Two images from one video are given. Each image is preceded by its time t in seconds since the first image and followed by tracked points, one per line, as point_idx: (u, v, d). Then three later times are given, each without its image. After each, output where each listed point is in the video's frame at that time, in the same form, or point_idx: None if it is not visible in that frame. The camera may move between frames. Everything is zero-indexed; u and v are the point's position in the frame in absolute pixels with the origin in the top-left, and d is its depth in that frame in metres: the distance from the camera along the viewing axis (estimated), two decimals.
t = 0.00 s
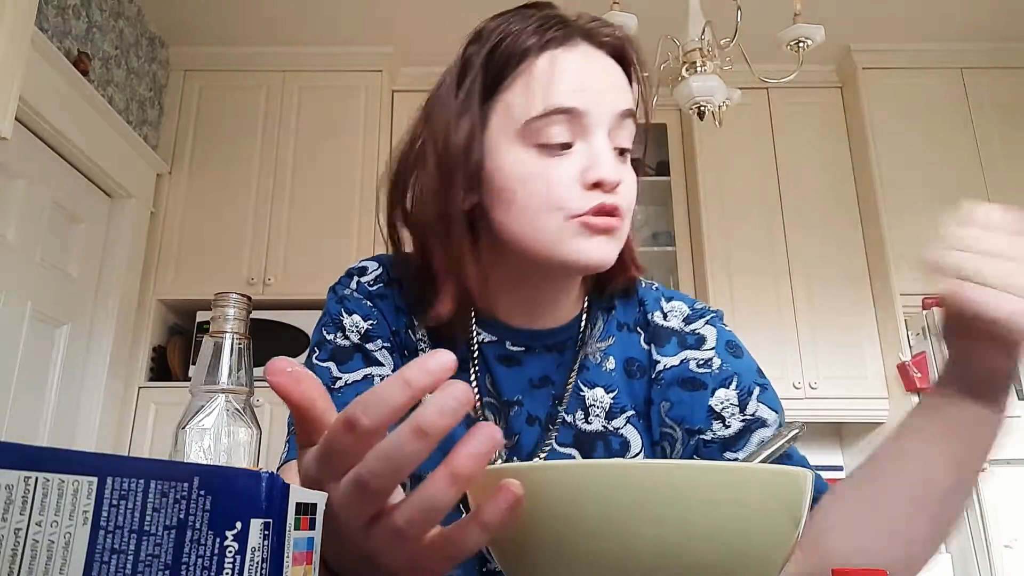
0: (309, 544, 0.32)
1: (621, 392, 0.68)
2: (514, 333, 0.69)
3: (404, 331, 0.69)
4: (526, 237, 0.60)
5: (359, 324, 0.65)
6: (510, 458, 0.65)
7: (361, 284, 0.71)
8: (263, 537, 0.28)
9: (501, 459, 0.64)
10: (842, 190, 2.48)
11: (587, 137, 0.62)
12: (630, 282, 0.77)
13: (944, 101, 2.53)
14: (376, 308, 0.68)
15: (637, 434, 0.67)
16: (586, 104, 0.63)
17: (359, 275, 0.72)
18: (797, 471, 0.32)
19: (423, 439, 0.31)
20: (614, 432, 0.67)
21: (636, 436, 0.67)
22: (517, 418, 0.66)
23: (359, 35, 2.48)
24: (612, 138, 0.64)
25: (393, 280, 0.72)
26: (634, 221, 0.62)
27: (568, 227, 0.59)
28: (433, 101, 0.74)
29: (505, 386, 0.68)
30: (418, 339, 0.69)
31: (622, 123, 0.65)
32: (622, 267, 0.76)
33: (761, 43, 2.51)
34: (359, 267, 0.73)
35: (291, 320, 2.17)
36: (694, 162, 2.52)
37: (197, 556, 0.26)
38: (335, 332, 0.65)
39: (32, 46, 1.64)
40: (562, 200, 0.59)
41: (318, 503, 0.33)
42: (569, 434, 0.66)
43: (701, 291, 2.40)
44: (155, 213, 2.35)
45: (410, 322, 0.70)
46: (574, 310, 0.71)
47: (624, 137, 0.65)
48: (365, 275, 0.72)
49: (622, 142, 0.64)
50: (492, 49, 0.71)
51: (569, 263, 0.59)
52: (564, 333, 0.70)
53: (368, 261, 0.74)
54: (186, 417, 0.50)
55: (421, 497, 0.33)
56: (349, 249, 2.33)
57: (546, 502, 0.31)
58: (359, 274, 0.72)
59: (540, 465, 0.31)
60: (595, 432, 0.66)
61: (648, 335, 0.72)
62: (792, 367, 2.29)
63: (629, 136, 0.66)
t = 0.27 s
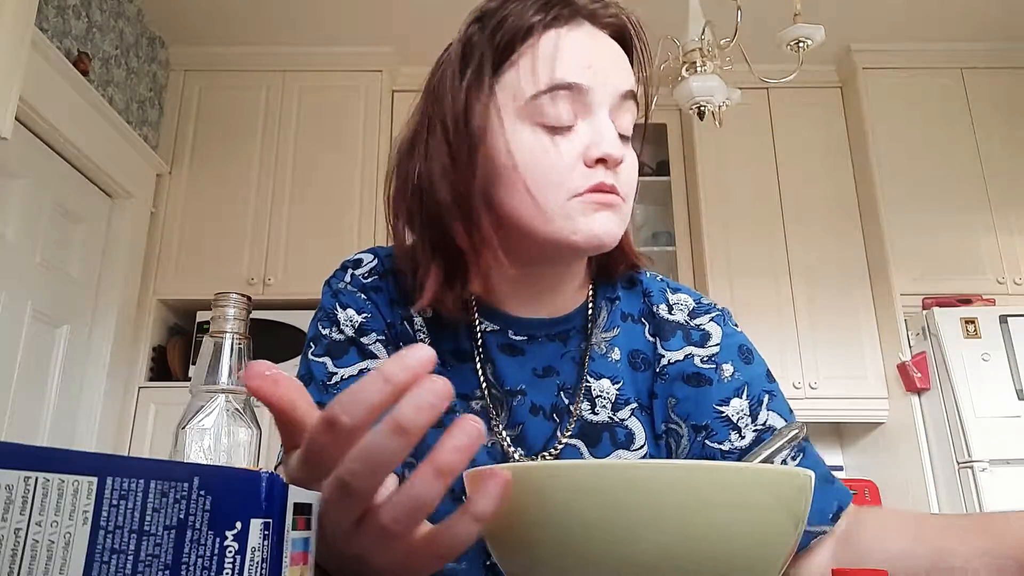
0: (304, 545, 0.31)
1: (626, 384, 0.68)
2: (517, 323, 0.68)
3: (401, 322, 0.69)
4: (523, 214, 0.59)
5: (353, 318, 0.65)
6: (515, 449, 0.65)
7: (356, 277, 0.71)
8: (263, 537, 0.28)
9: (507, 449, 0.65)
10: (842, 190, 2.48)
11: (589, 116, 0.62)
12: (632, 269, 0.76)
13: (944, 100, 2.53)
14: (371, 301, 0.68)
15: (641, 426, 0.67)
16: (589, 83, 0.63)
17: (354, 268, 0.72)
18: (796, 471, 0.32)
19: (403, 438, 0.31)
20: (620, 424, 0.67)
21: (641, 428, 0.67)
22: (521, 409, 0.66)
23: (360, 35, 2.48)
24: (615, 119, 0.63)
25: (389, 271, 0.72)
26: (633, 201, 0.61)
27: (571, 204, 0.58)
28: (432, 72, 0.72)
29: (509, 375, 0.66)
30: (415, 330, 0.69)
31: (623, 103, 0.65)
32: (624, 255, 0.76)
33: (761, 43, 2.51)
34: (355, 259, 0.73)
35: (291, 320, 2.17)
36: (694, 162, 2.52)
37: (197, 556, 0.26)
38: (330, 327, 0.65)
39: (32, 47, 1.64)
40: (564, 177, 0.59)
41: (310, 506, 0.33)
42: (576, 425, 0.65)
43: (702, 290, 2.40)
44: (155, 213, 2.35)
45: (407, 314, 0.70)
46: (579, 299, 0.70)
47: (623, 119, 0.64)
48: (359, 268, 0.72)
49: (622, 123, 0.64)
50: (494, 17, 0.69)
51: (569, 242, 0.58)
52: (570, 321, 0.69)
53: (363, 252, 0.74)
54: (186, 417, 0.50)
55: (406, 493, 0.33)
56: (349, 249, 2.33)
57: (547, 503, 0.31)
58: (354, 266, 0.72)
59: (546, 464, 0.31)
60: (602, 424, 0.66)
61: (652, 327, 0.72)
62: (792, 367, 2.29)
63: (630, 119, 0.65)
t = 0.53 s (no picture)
0: (310, 544, 0.32)
1: (627, 391, 0.68)
2: (517, 329, 0.69)
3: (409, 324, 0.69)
4: (482, 230, 0.60)
5: (359, 317, 0.65)
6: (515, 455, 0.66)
7: (362, 278, 0.71)
8: (263, 537, 0.28)
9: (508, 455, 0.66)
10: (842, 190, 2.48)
11: (534, 125, 0.60)
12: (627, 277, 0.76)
13: (944, 100, 2.53)
14: (376, 301, 0.68)
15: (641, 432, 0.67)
16: (531, 91, 0.61)
17: (359, 268, 0.72)
18: (794, 471, 0.32)
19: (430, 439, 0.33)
20: (621, 430, 0.66)
21: (641, 436, 0.66)
22: (521, 414, 0.67)
23: (360, 35, 2.48)
24: (569, 122, 0.61)
25: (394, 272, 0.72)
26: (592, 205, 0.59)
27: (512, 218, 0.57)
28: (416, 98, 0.74)
29: (510, 380, 0.68)
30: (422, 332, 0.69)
31: (576, 103, 0.61)
32: (623, 260, 0.75)
33: (761, 43, 2.51)
34: (361, 259, 0.73)
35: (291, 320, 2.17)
36: (694, 162, 2.52)
37: (197, 556, 0.26)
38: (335, 326, 0.65)
39: (32, 47, 1.64)
40: (505, 192, 0.58)
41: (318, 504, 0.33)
42: (577, 431, 0.66)
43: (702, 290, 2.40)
44: (155, 213, 2.35)
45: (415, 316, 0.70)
46: (579, 305, 0.71)
47: (578, 120, 0.61)
48: (365, 269, 0.72)
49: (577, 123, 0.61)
50: (456, 43, 0.71)
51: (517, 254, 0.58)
52: (571, 329, 0.70)
53: (368, 252, 0.74)
54: (186, 417, 0.50)
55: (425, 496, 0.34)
56: (349, 249, 2.33)
57: (549, 505, 0.31)
58: (361, 266, 0.73)
59: (546, 466, 0.31)
60: (602, 430, 0.66)
61: (653, 335, 0.72)
62: (792, 367, 2.29)
63: (593, 117, 0.62)
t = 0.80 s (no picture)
0: (305, 544, 0.31)
1: (605, 398, 0.69)
2: (494, 336, 0.69)
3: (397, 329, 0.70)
4: (447, 248, 0.59)
5: (348, 322, 0.66)
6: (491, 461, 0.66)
7: (349, 283, 0.71)
8: (263, 537, 0.28)
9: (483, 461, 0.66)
10: (842, 190, 2.48)
11: (495, 142, 0.59)
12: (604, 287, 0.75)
13: (944, 101, 2.53)
14: (364, 306, 0.69)
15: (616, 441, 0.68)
16: (493, 106, 0.60)
17: (346, 275, 0.73)
18: (795, 472, 0.32)
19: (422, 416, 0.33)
20: (598, 438, 0.67)
21: (616, 443, 0.68)
22: (498, 420, 0.67)
23: (360, 35, 2.48)
24: (532, 136, 0.60)
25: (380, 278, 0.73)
26: (555, 223, 0.58)
27: (472, 239, 0.57)
28: (390, 106, 0.74)
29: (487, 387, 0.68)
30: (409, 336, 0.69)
31: (539, 118, 0.60)
32: (602, 265, 0.75)
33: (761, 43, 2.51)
34: (348, 266, 0.74)
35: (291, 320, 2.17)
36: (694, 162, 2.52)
37: (197, 556, 0.26)
38: (324, 331, 0.66)
39: (32, 47, 1.64)
40: (465, 212, 0.58)
41: (312, 505, 0.33)
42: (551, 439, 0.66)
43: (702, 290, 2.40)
44: (155, 213, 2.35)
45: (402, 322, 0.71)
46: (557, 313, 0.71)
47: (542, 134, 0.60)
48: (352, 275, 0.73)
49: (541, 138, 0.60)
50: (423, 53, 0.70)
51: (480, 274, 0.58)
52: (549, 335, 0.70)
53: (355, 259, 0.75)
54: (186, 417, 0.50)
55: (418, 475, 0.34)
56: (349, 249, 2.33)
57: (548, 506, 0.31)
58: (347, 274, 0.73)
59: (543, 466, 0.31)
60: (578, 438, 0.67)
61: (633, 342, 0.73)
62: (792, 367, 2.29)
63: (560, 129, 0.61)
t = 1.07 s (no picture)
0: (309, 543, 0.32)
1: (599, 399, 0.69)
2: (486, 337, 0.69)
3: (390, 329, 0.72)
4: (444, 258, 0.60)
5: (343, 324, 0.68)
6: (485, 463, 0.66)
7: (344, 284, 0.72)
8: (263, 537, 0.28)
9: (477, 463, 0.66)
10: (842, 190, 2.48)
11: (487, 151, 0.59)
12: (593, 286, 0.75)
13: (944, 101, 2.53)
14: (358, 307, 0.70)
15: (610, 443, 0.68)
16: (483, 115, 0.60)
17: (342, 276, 0.74)
18: (795, 472, 0.32)
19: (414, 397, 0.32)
20: (592, 440, 0.67)
21: (611, 444, 0.68)
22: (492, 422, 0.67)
23: (360, 36, 2.48)
24: (522, 144, 0.60)
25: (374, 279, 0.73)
26: (549, 232, 0.59)
27: (470, 250, 0.57)
28: (371, 112, 0.73)
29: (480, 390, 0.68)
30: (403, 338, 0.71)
31: (529, 125, 0.60)
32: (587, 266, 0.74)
33: (761, 43, 2.51)
34: (343, 267, 0.74)
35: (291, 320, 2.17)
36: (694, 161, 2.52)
37: (197, 556, 0.27)
38: (321, 332, 0.68)
39: (32, 47, 1.64)
40: (461, 224, 0.58)
41: (317, 503, 0.33)
42: (545, 442, 0.66)
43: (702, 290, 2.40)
44: (154, 213, 2.35)
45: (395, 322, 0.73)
46: (550, 315, 0.71)
47: (532, 142, 0.61)
48: (348, 276, 0.74)
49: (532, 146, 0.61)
50: (406, 61, 0.69)
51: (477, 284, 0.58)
52: (544, 337, 0.70)
53: (350, 261, 0.75)
54: (186, 417, 0.50)
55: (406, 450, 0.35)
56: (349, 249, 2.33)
57: (546, 507, 0.31)
58: (343, 274, 0.74)
59: (542, 466, 0.31)
60: (571, 440, 0.67)
61: (626, 342, 0.72)
62: (792, 367, 2.29)
63: (549, 133, 0.61)
